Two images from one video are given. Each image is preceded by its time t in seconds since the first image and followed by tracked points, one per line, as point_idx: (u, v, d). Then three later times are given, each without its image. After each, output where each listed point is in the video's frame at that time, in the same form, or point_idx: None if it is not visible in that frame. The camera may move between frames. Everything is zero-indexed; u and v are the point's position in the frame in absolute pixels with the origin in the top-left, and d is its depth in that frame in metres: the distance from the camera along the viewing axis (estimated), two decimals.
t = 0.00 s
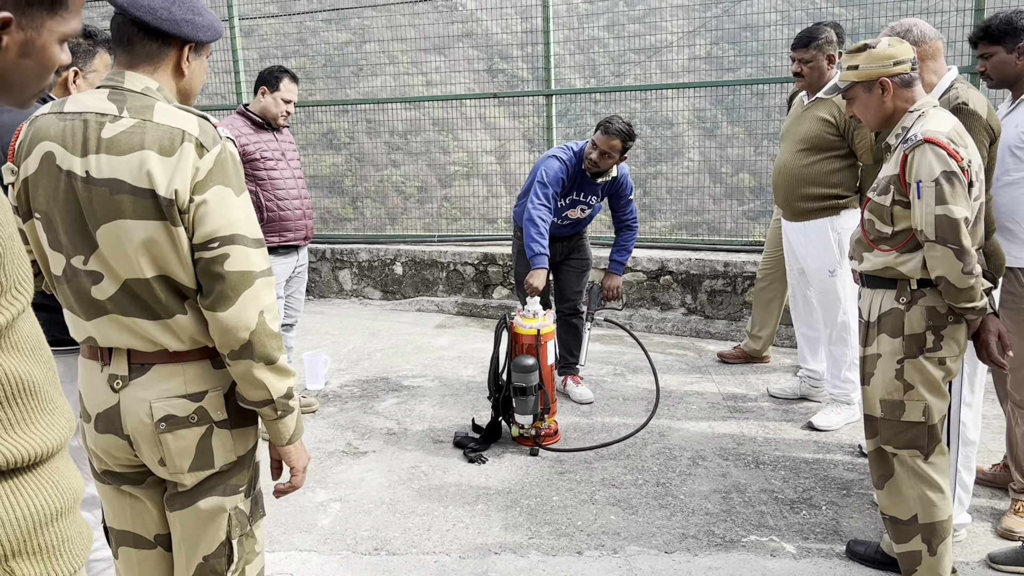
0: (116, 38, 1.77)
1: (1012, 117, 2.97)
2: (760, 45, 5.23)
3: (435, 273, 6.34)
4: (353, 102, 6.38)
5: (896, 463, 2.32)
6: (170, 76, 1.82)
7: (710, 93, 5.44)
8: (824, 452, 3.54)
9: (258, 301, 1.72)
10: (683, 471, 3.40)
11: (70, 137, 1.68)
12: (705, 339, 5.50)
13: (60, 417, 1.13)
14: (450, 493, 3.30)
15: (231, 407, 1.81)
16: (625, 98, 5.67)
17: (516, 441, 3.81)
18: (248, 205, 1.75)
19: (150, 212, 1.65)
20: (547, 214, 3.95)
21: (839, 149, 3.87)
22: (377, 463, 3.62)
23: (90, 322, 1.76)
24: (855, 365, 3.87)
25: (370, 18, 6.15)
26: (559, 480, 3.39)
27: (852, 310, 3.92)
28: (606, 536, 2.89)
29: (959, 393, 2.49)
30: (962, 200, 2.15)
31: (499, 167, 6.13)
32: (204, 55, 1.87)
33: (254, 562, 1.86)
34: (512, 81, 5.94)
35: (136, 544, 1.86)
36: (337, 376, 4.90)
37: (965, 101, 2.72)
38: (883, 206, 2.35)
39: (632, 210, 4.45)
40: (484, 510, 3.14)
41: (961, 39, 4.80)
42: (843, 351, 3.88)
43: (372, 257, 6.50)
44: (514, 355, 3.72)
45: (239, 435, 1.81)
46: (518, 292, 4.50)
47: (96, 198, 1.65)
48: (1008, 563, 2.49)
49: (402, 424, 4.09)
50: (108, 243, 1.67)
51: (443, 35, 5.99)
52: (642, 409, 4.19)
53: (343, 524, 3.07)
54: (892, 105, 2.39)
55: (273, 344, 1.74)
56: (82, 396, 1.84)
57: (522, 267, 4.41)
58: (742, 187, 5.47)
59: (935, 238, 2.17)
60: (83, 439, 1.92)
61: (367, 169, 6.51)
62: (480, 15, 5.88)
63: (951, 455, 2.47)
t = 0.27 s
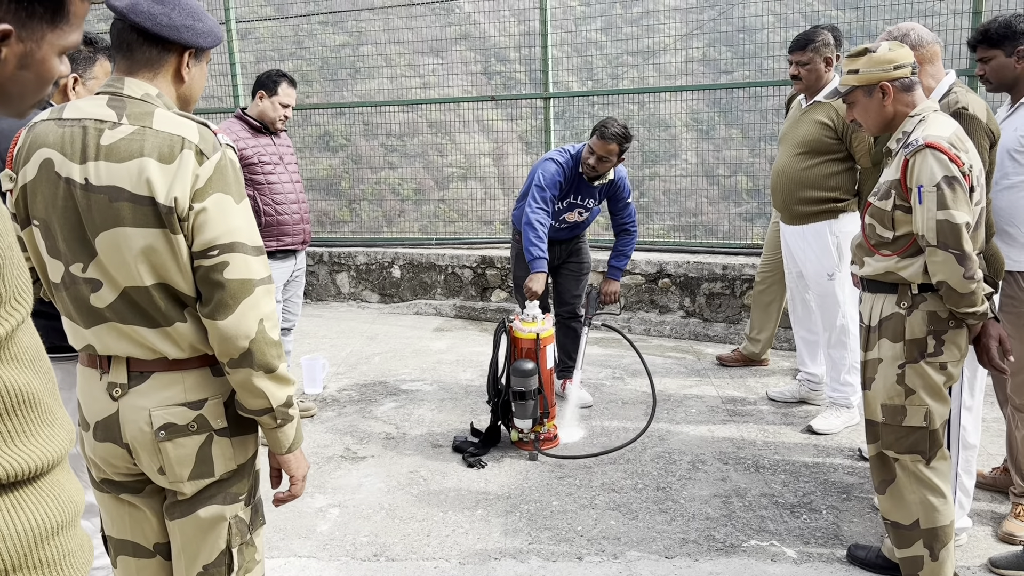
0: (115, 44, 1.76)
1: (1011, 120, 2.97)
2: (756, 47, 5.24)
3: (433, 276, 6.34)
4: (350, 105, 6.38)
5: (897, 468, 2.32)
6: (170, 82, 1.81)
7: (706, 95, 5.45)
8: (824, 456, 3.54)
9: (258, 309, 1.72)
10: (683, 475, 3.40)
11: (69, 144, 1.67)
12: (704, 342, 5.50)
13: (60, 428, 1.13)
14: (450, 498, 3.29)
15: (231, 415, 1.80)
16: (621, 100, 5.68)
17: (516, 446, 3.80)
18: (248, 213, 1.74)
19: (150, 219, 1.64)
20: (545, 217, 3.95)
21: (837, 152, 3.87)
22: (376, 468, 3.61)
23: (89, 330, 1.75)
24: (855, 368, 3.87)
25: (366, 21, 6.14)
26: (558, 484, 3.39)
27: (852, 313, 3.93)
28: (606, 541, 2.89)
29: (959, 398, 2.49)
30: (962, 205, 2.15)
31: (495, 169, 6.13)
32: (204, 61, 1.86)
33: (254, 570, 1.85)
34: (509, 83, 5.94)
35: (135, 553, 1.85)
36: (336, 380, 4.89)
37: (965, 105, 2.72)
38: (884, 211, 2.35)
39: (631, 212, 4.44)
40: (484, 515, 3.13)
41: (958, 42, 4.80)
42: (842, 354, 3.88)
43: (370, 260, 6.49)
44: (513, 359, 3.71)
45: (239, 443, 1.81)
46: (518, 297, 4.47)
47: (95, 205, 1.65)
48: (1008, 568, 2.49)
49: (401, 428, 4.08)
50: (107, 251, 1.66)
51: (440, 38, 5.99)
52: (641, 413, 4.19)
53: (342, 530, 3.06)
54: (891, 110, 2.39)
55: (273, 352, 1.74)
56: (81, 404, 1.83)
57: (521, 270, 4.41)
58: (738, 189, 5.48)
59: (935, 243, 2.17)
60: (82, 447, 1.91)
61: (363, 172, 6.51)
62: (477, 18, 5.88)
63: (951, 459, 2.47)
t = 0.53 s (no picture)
0: (113, 46, 1.75)
1: (1010, 122, 2.98)
2: (750, 48, 5.24)
3: (430, 278, 6.32)
4: (345, 107, 6.37)
5: (899, 471, 2.32)
6: (169, 85, 1.80)
7: (701, 97, 5.46)
8: (824, 459, 3.54)
9: (257, 314, 1.70)
10: (682, 478, 3.39)
11: (66, 147, 1.66)
12: (702, 344, 5.50)
13: (59, 437, 1.11)
14: (448, 502, 3.28)
15: (231, 421, 1.79)
16: (617, 102, 5.67)
17: (515, 449, 3.79)
18: (247, 217, 1.73)
19: (148, 223, 1.63)
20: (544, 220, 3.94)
21: (835, 154, 3.87)
22: (374, 472, 3.60)
23: (87, 335, 1.74)
24: (854, 370, 3.87)
25: (361, 23, 6.13)
26: (557, 488, 3.38)
27: (851, 315, 3.93)
28: (606, 545, 2.88)
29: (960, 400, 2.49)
30: (964, 208, 2.15)
31: (491, 171, 6.12)
32: (203, 63, 1.85)
33: None
34: (503, 85, 5.93)
35: (134, 560, 1.84)
36: (333, 383, 4.87)
37: (965, 107, 2.72)
38: (885, 214, 2.35)
39: (630, 212, 4.43)
40: (483, 519, 3.12)
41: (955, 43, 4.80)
42: (841, 356, 3.88)
43: (367, 262, 6.48)
44: (511, 362, 3.69)
45: (238, 449, 1.79)
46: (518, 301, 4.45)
47: (93, 209, 1.63)
48: (1010, 571, 2.49)
49: (399, 431, 4.07)
50: (106, 255, 1.65)
51: (435, 40, 5.99)
52: (640, 415, 4.19)
53: (341, 534, 3.04)
54: (892, 112, 2.39)
55: (272, 357, 1.73)
56: (79, 410, 1.82)
57: (519, 273, 4.40)
58: (732, 190, 5.50)
59: (937, 245, 2.17)
60: (80, 453, 1.89)
61: (358, 173, 6.51)
62: (471, 20, 5.86)
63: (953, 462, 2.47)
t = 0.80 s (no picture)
0: (111, 45, 1.74)
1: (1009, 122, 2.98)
2: (744, 49, 5.24)
3: (426, 279, 6.31)
4: (340, 107, 6.35)
5: (901, 473, 2.32)
6: (167, 85, 1.79)
7: (695, 97, 5.46)
8: (823, 460, 3.53)
9: (256, 316, 1.69)
10: (681, 479, 3.39)
11: (63, 148, 1.64)
12: (700, 345, 5.50)
13: (59, 440, 1.10)
14: (447, 504, 3.27)
15: (230, 423, 1.77)
16: (612, 103, 5.67)
17: (513, 450, 3.78)
18: (246, 218, 1.72)
19: (146, 224, 1.61)
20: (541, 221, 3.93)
21: (833, 154, 3.88)
22: (372, 474, 3.58)
23: (84, 338, 1.72)
24: (853, 371, 3.87)
25: (355, 23, 6.12)
26: (555, 489, 3.36)
27: (849, 315, 3.93)
28: (605, 547, 2.87)
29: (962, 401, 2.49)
30: (965, 207, 2.15)
31: (486, 171, 6.11)
32: (201, 63, 1.83)
33: None
34: (498, 85, 5.91)
35: (132, 564, 1.83)
36: (330, 385, 4.85)
37: (969, 106, 2.71)
38: (887, 214, 2.35)
39: (629, 212, 4.43)
40: (481, 521, 3.11)
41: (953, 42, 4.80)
42: (840, 357, 3.88)
43: (363, 263, 6.46)
44: (509, 363, 3.68)
45: (237, 451, 1.78)
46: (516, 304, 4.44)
47: (90, 210, 1.62)
48: (1010, 572, 2.49)
49: (397, 433, 4.05)
50: (103, 256, 1.63)
51: (429, 40, 5.98)
52: (638, 416, 4.18)
53: (339, 536, 3.03)
54: (892, 112, 2.38)
55: (271, 359, 1.71)
56: (76, 413, 1.80)
57: (517, 273, 4.39)
58: (727, 190, 5.51)
59: (939, 246, 2.16)
60: (77, 457, 1.88)
61: (353, 174, 6.49)
62: (466, 20, 5.87)
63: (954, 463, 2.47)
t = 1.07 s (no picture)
0: (114, 42, 1.73)
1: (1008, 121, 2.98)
2: (738, 49, 5.24)
3: (423, 279, 6.29)
4: (334, 107, 6.33)
5: (906, 474, 2.31)
6: (170, 84, 1.78)
7: (690, 97, 5.46)
8: (821, 459, 3.54)
9: (260, 318, 1.68)
10: (680, 480, 3.39)
11: (66, 145, 1.63)
12: (697, 345, 5.50)
13: (57, 444, 1.09)
14: (445, 504, 3.26)
15: (230, 427, 1.76)
16: (606, 102, 5.66)
17: (511, 451, 3.77)
18: (251, 219, 1.71)
19: (150, 224, 1.60)
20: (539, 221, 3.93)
21: (831, 153, 3.88)
22: (370, 475, 3.57)
23: (83, 338, 1.71)
24: (851, 370, 3.86)
25: (349, 23, 6.10)
26: (553, 490, 3.36)
27: (848, 315, 3.93)
28: (604, 547, 2.87)
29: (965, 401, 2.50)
30: (971, 206, 2.15)
31: (480, 171, 6.10)
32: (206, 63, 1.82)
33: None
34: (492, 85, 5.91)
35: (129, 568, 1.82)
36: (327, 386, 4.84)
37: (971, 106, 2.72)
38: (891, 215, 2.35)
39: (625, 213, 4.43)
40: (480, 522, 3.10)
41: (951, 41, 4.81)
42: (838, 356, 3.88)
43: (359, 263, 6.44)
44: (508, 363, 3.67)
45: (237, 455, 1.77)
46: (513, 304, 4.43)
47: (93, 209, 1.61)
48: (1010, 571, 2.49)
49: (394, 434, 4.04)
50: (106, 256, 1.62)
51: (424, 40, 5.97)
52: (636, 416, 4.18)
53: (337, 538, 3.02)
54: (893, 111, 2.39)
55: (275, 362, 1.70)
56: (72, 416, 1.79)
57: (514, 273, 4.38)
58: (721, 190, 5.50)
59: (946, 246, 2.16)
60: (73, 460, 1.86)
61: (347, 174, 6.47)
62: (460, 19, 5.84)
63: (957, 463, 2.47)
